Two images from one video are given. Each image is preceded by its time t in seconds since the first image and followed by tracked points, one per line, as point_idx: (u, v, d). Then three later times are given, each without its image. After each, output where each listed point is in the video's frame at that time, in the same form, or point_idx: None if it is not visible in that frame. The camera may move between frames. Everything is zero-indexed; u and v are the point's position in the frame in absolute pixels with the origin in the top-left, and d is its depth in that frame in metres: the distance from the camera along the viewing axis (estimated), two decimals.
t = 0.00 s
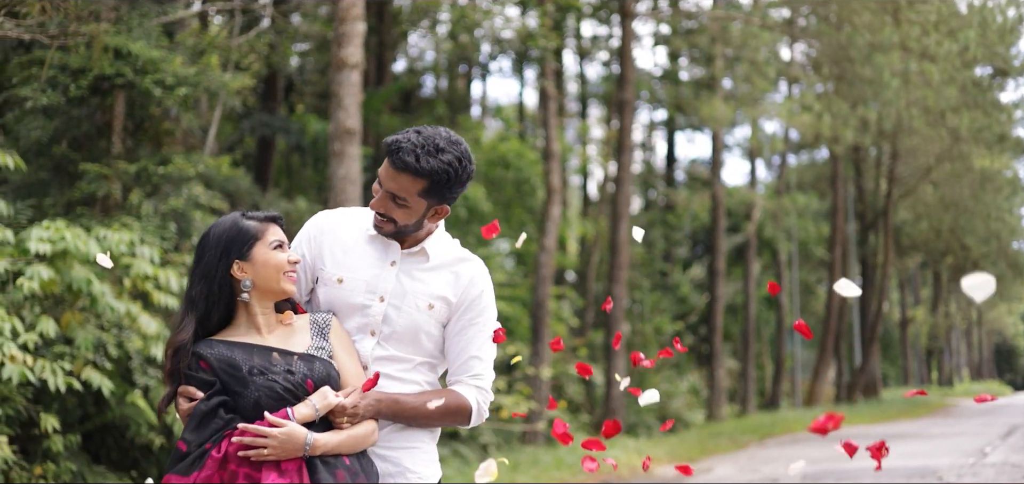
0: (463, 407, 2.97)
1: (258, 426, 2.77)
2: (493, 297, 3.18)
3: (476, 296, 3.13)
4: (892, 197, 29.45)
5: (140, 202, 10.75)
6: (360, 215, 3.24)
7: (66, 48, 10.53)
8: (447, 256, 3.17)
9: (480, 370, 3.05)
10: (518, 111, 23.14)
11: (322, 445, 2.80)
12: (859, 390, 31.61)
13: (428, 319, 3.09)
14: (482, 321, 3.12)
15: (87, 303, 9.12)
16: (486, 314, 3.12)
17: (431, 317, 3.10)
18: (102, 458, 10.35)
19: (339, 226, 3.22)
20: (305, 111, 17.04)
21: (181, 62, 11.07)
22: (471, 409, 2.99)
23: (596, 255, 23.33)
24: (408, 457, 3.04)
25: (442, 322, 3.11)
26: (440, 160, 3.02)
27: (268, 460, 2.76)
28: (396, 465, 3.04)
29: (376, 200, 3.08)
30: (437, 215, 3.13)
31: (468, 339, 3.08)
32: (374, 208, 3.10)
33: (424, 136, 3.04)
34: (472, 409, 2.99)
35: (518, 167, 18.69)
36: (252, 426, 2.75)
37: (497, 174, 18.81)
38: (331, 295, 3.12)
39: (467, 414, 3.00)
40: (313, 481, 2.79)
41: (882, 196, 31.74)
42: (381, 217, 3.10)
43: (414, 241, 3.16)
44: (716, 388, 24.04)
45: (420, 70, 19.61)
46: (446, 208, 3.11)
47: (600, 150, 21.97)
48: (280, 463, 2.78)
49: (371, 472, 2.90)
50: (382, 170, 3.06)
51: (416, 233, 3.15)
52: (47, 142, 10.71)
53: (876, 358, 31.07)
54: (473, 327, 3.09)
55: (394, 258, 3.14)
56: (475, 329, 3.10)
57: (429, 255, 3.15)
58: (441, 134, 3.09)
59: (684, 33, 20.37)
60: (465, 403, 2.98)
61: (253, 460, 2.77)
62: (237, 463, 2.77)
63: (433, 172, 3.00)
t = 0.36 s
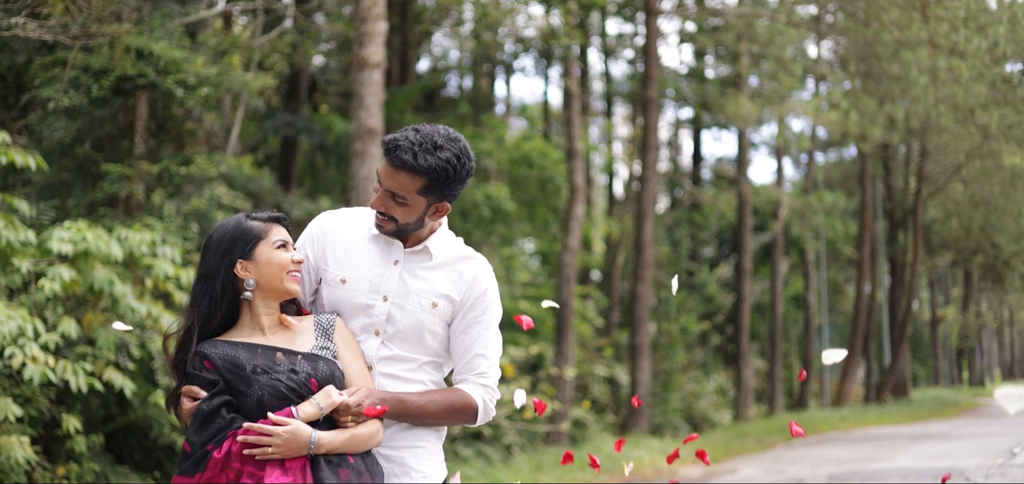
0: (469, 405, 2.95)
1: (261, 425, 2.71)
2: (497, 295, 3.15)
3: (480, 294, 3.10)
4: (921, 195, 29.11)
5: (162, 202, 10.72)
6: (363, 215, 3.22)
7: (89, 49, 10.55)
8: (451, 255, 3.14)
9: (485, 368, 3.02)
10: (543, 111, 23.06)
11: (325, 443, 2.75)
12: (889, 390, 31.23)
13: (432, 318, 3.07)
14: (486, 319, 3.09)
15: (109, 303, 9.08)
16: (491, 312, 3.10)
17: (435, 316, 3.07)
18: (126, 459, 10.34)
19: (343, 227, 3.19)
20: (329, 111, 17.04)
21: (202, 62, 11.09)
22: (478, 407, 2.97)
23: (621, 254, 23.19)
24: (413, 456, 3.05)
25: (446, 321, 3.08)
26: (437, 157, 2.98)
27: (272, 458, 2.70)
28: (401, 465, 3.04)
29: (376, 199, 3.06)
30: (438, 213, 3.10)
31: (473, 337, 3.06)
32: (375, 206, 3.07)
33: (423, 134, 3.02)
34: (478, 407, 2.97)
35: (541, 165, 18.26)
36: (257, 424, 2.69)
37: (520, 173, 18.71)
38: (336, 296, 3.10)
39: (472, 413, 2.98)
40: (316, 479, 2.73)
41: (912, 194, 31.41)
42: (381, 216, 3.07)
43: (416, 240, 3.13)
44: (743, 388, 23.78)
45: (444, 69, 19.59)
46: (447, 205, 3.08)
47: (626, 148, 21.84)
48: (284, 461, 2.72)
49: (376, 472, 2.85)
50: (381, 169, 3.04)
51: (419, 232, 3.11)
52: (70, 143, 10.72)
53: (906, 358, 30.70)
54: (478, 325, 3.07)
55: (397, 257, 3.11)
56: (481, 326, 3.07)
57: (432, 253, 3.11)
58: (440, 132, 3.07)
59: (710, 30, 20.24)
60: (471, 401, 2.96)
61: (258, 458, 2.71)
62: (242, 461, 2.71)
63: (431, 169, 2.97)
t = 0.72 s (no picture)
0: (478, 406, 2.89)
1: (270, 425, 2.66)
2: (505, 294, 3.08)
3: (487, 293, 3.04)
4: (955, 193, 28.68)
5: (186, 203, 10.70)
6: (371, 214, 3.16)
7: (113, 50, 10.56)
8: (458, 254, 3.07)
9: (493, 367, 2.96)
10: (570, 110, 22.93)
11: (334, 444, 2.69)
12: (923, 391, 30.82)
13: (439, 317, 3.01)
14: (494, 318, 3.02)
15: (133, 304, 8.98)
16: (499, 311, 3.03)
17: (441, 316, 3.02)
18: (153, 460, 10.36)
19: (351, 228, 3.13)
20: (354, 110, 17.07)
21: (227, 63, 11.08)
22: (486, 407, 2.91)
23: (649, 254, 23.03)
24: (420, 456, 3.00)
25: (455, 321, 3.02)
26: (441, 153, 2.92)
27: (281, 458, 2.64)
28: (407, 466, 2.99)
29: (381, 197, 3.00)
30: (444, 211, 3.03)
31: (480, 336, 2.99)
32: (380, 206, 3.01)
33: (426, 131, 2.96)
34: (487, 407, 2.91)
35: (569, 166, 18.23)
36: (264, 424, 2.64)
37: (547, 172, 18.61)
38: (345, 298, 3.04)
39: (481, 413, 2.91)
40: (323, 480, 2.68)
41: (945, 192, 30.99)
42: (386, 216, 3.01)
43: (422, 239, 3.06)
44: (773, 389, 23.51)
45: (470, 68, 19.52)
46: (452, 202, 3.02)
47: (654, 147, 21.65)
48: (292, 461, 2.66)
49: (384, 472, 2.79)
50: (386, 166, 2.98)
51: (424, 231, 3.05)
52: (95, 144, 10.74)
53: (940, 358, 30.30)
54: (486, 324, 3.00)
55: (404, 257, 3.05)
56: (489, 325, 3.01)
57: (439, 252, 3.05)
58: (444, 129, 3.00)
59: (739, 27, 20.04)
60: (480, 401, 2.89)
61: (265, 459, 2.65)
62: (251, 462, 2.65)
63: (435, 166, 2.91)
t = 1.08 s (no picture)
0: (489, 406, 2.81)
1: (281, 427, 2.60)
2: (515, 294, 3.00)
3: (496, 293, 2.95)
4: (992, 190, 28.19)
5: (213, 203, 10.65)
6: (379, 215, 3.09)
7: (141, 51, 10.58)
8: (466, 254, 2.99)
9: (504, 368, 2.87)
10: (600, 109, 22.77)
11: (346, 447, 2.63)
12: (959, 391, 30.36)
13: (448, 318, 2.93)
14: (504, 318, 2.94)
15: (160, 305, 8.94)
16: (509, 311, 2.95)
17: (450, 316, 2.93)
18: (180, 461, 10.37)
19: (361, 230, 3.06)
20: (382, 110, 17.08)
21: (254, 63, 11.08)
22: (497, 408, 2.83)
23: (680, 253, 22.85)
24: (430, 457, 2.91)
25: (466, 322, 2.94)
26: (449, 153, 2.85)
27: (291, 460, 2.58)
28: (416, 468, 2.90)
29: (389, 197, 2.93)
30: (452, 211, 2.96)
31: (491, 337, 2.91)
32: (389, 206, 2.94)
33: (434, 131, 2.88)
34: (498, 408, 2.83)
35: (598, 165, 18.19)
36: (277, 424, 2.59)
37: (575, 171, 18.46)
38: (355, 299, 2.97)
39: (492, 414, 2.84)
40: (334, 481, 2.61)
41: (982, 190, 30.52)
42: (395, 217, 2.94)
43: (431, 239, 2.99)
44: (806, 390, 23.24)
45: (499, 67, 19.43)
46: (460, 202, 2.94)
47: (684, 145, 21.42)
48: (303, 463, 2.60)
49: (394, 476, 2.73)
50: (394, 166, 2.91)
51: (433, 231, 2.97)
52: (122, 145, 10.79)
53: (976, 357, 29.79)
54: (496, 325, 2.92)
55: (413, 257, 2.97)
56: (500, 326, 2.92)
57: (448, 253, 2.97)
58: (452, 129, 2.92)
59: (769, 25, 19.74)
60: (491, 402, 2.82)
61: (276, 460, 2.59)
62: (261, 463, 2.59)
63: (443, 165, 2.84)
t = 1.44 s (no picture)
0: (501, 407, 2.75)
1: (291, 428, 2.56)
2: (528, 295, 2.93)
3: (508, 294, 2.88)
4: None
5: (241, 204, 10.63)
6: (392, 215, 3.02)
7: (169, 52, 10.57)
8: (478, 254, 2.92)
9: (516, 369, 2.81)
10: (630, 107, 22.67)
11: (358, 448, 2.58)
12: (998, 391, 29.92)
13: (459, 318, 2.86)
14: (516, 319, 2.87)
15: (187, 305, 8.94)
16: (521, 312, 2.88)
17: (462, 317, 2.87)
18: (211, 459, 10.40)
19: (372, 229, 2.99)
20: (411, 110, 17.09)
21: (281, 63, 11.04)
22: (510, 409, 2.76)
23: (712, 252, 22.68)
24: (442, 456, 2.86)
25: (478, 323, 2.87)
26: (460, 154, 2.77)
27: (301, 461, 2.54)
28: (428, 468, 2.86)
29: (400, 198, 2.86)
30: (464, 211, 2.88)
31: (503, 338, 2.84)
32: (400, 207, 2.87)
33: (445, 131, 2.81)
34: (511, 409, 2.77)
35: (628, 164, 17.93)
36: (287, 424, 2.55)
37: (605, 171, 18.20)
38: (365, 300, 2.90)
39: (505, 414, 2.78)
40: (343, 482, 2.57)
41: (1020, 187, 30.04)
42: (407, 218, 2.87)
43: (443, 239, 2.92)
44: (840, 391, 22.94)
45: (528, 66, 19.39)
46: (472, 202, 2.87)
47: (715, 144, 21.24)
48: (313, 464, 2.56)
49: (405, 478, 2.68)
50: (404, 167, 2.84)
51: (445, 231, 2.90)
52: (151, 146, 10.84)
53: (1015, 357, 29.28)
54: (508, 325, 2.85)
55: (425, 257, 2.91)
56: (512, 327, 2.86)
57: (460, 253, 2.90)
58: (462, 129, 2.84)
59: (802, 21, 19.33)
60: (503, 402, 2.76)
61: (286, 460, 2.55)
62: (271, 462, 2.55)
63: (454, 166, 2.77)
